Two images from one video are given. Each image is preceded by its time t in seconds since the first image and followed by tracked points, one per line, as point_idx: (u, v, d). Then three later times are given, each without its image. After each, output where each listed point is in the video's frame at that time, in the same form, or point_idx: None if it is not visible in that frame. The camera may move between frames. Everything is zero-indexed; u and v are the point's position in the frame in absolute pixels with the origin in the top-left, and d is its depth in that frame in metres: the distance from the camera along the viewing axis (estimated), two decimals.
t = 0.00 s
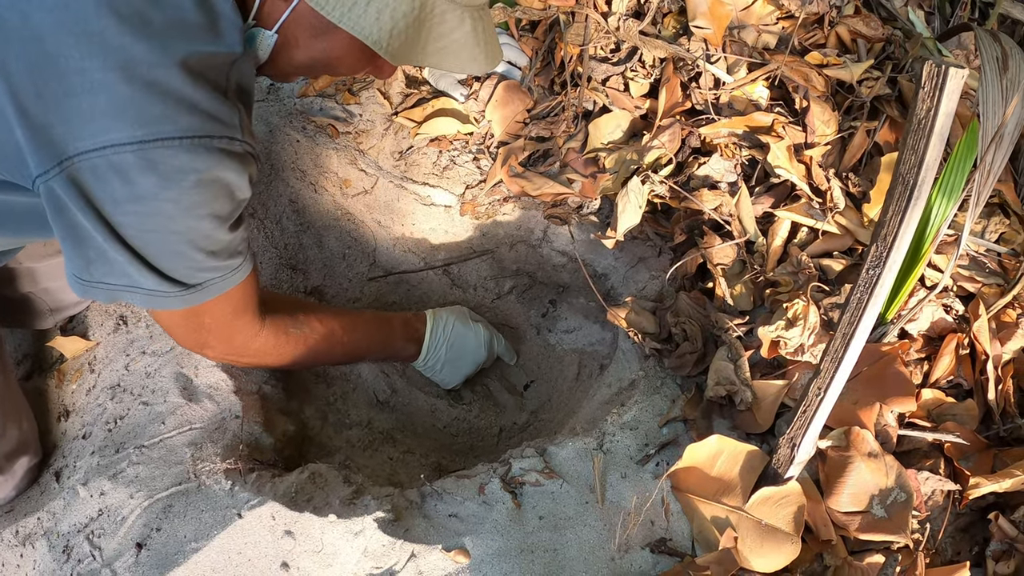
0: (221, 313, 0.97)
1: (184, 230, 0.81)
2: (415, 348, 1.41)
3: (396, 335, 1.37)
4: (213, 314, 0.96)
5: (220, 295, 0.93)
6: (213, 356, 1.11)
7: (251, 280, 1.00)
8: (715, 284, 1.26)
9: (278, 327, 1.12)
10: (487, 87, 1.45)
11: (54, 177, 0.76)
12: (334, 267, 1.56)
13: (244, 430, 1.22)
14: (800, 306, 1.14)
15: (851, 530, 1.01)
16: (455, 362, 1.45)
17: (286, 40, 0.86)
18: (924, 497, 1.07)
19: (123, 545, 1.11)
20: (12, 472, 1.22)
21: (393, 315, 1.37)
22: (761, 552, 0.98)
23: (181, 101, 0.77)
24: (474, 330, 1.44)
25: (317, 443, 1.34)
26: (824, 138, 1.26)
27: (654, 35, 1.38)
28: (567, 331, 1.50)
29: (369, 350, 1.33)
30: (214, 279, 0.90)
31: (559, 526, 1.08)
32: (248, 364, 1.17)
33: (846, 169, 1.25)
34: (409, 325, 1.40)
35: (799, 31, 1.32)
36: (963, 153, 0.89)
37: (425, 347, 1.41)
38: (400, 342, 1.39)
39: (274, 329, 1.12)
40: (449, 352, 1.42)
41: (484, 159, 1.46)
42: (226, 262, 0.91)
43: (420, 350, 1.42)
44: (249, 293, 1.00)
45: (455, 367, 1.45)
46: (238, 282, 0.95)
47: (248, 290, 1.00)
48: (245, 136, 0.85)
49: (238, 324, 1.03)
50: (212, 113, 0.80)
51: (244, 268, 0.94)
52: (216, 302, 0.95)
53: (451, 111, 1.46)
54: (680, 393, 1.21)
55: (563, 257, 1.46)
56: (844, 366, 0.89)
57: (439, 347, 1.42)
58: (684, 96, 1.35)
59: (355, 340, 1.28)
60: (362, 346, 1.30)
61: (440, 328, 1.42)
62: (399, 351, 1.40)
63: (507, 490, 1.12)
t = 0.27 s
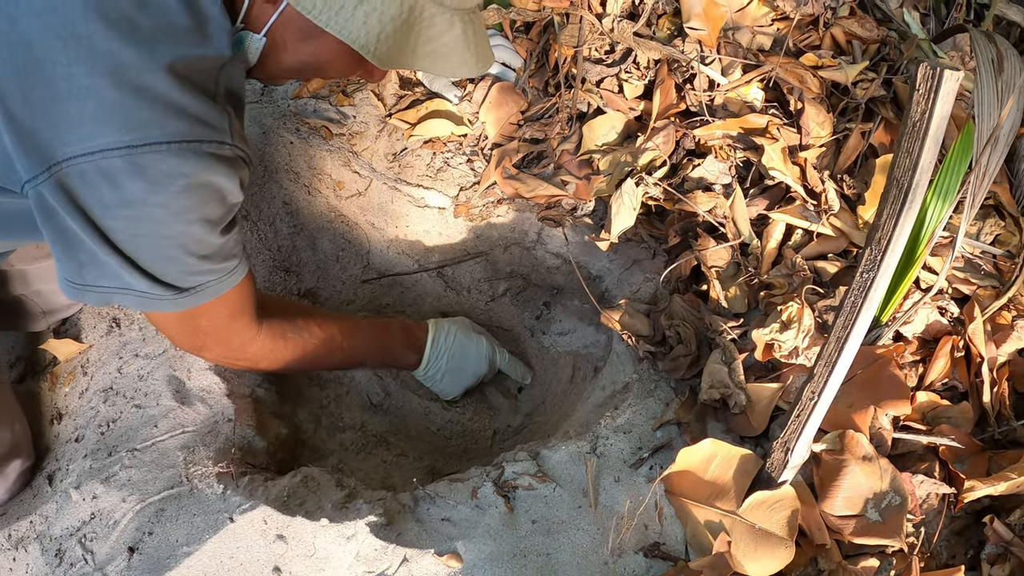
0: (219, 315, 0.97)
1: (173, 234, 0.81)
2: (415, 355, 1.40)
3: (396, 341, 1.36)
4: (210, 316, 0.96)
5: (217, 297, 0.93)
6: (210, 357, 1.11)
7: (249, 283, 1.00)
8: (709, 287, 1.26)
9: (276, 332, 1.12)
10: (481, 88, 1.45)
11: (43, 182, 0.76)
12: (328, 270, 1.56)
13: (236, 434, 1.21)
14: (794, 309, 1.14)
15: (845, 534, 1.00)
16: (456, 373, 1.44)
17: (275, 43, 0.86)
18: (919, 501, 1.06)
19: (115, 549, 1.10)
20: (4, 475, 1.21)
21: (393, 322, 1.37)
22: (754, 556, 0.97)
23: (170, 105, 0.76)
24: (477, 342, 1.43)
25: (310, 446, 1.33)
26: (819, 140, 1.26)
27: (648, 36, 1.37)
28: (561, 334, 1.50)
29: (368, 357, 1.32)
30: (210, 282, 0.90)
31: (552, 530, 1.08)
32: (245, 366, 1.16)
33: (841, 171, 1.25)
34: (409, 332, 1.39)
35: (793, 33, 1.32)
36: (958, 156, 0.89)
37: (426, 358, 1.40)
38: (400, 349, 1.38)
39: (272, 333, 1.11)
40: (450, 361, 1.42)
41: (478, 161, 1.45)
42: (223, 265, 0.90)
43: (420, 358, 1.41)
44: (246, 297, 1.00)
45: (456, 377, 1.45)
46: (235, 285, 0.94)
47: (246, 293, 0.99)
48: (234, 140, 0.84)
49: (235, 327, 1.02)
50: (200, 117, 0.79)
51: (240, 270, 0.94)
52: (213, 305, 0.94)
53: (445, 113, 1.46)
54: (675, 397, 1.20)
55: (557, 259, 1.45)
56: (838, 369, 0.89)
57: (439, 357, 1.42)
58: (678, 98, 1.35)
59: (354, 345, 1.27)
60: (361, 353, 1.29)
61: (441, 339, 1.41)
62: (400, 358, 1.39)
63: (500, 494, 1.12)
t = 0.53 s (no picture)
0: (208, 314, 0.96)
1: (165, 233, 0.80)
2: (406, 356, 1.40)
3: (387, 342, 1.36)
4: (199, 316, 0.95)
5: (207, 296, 0.92)
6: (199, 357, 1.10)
7: (238, 282, 0.99)
8: (706, 286, 1.26)
9: (265, 332, 1.11)
10: (477, 88, 1.45)
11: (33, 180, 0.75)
12: (323, 271, 1.54)
13: (230, 435, 1.20)
14: (791, 308, 1.14)
15: (843, 534, 1.00)
16: (446, 373, 1.44)
17: (267, 39, 0.85)
18: (916, 501, 1.06)
19: (109, 551, 1.09)
20: None
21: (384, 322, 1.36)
22: (752, 557, 0.97)
23: (162, 102, 0.76)
24: (468, 344, 1.43)
25: (305, 447, 1.33)
26: (815, 139, 1.25)
27: (644, 36, 1.37)
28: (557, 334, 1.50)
29: (359, 358, 1.31)
30: (200, 281, 0.89)
31: (548, 531, 1.07)
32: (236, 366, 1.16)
33: (837, 171, 1.25)
34: (401, 333, 1.39)
35: (789, 32, 1.31)
36: (955, 155, 0.88)
37: (416, 359, 1.40)
38: (391, 350, 1.37)
39: (261, 332, 1.10)
40: (440, 361, 1.42)
41: (473, 161, 1.45)
42: (211, 264, 0.89)
43: (411, 358, 1.41)
44: (235, 296, 0.99)
45: (446, 378, 1.45)
46: (224, 285, 0.93)
47: (235, 292, 0.98)
48: (226, 138, 0.84)
49: (224, 327, 1.02)
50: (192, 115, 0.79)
51: (230, 269, 0.93)
52: (202, 305, 0.93)
53: (440, 113, 1.46)
54: (671, 397, 1.20)
55: (552, 259, 1.45)
56: (836, 369, 0.88)
57: (430, 359, 1.41)
58: (674, 97, 1.34)
59: (345, 345, 1.26)
60: (353, 354, 1.29)
61: (433, 341, 1.41)
62: (392, 359, 1.38)
63: (495, 494, 1.11)
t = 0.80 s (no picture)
0: (198, 315, 0.96)
1: (151, 235, 0.80)
2: (398, 355, 1.39)
3: (379, 341, 1.35)
4: (189, 317, 0.95)
5: (197, 298, 0.92)
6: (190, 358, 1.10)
7: (228, 284, 0.99)
8: (696, 288, 1.25)
9: (257, 331, 1.11)
10: (468, 90, 1.44)
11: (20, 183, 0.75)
12: (314, 272, 1.54)
13: (220, 438, 1.20)
14: (781, 311, 1.14)
15: (832, 537, 0.99)
16: (438, 373, 1.43)
17: (253, 42, 0.84)
18: (907, 503, 1.05)
19: (99, 554, 1.09)
20: None
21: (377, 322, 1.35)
22: (740, 560, 0.97)
23: (147, 104, 0.75)
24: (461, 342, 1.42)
25: (295, 450, 1.32)
26: (807, 140, 1.25)
27: (636, 36, 1.36)
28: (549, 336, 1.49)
29: (351, 357, 1.31)
30: (189, 283, 0.89)
31: (537, 535, 1.07)
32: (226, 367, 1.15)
33: (829, 171, 1.24)
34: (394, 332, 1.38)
35: (781, 33, 1.31)
36: (948, 154, 0.87)
37: (407, 359, 1.38)
38: (383, 349, 1.36)
39: (252, 332, 1.10)
40: (433, 360, 1.41)
41: (464, 163, 1.45)
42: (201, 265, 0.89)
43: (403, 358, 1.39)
44: (225, 296, 0.99)
45: (437, 377, 1.44)
46: (213, 286, 0.93)
47: (225, 294, 0.98)
48: (212, 139, 0.83)
49: (215, 328, 1.01)
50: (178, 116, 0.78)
51: (220, 270, 0.93)
52: (192, 306, 0.93)
53: (431, 114, 1.45)
54: (661, 399, 1.19)
55: (543, 261, 1.44)
56: (826, 372, 0.88)
57: (421, 359, 1.40)
58: (665, 98, 1.34)
59: (336, 344, 1.26)
60: (345, 352, 1.29)
61: (425, 337, 1.40)
62: (384, 358, 1.38)
63: (484, 498, 1.11)
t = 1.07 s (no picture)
0: (191, 311, 0.94)
1: (148, 229, 0.79)
2: (395, 356, 1.37)
3: (376, 343, 1.33)
4: (181, 313, 0.93)
5: (189, 295, 0.90)
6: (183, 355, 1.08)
7: (223, 282, 0.98)
8: (701, 285, 1.25)
9: (252, 330, 1.09)
10: (469, 87, 1.44)
11: (17, 173, 0.74)
12: (315, 271, 1.53)
13: (221, 437, 1.19)
14: (787, 306, 1.13)
15: (842, 533, 0.99)
16: (436, 375, 1.42)
17: (256, 31, 0.84)
18: (916, 499, 1.05)
19: (98, 554, 1.07)
20: None
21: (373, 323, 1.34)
22: (751, 557, 0.95)
23: (146, 94, 0.74)
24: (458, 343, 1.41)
25: (296, 450, 1.31)
26: (810, 136, 1.25)
27: (638, 33, 1.36)
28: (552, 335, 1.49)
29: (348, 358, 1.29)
30: (183, 278, 0.87)
31: (544, 533, 1.06)
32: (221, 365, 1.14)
33: (833, 167, 1.24)
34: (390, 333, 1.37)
35: (784, 30, 1.30)
36: (952, 150, 0.82)
37: (405, 361, 1.38)
38: (380, 351, 1.35)
39: (247, 331, 1.08)
40: (430, 361, 1.40)
41: (466, 160, 1.45)
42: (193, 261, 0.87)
43: (400, 360, 1.39)
44: (219, 294, 0.97)
45: (435, 380, 1.43)
46: (210, 281, 0.92)
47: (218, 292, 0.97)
48: (211, 131, 0.82)
49: (208, 325, 1.00)
50: (177, 108, 0.77)
51: (215, 266, 0.91)
52: (183, 302, 0.91)
53: (432, 112, 1.44)
54: (666, 396, 1.19)
55: (546, 258, 1.44)
56: (835, 366, 0.87)
57: (419, 360, 1.39)
58: (668, 95, 1.34)
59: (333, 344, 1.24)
60: (342, 353, 1.27)
61: (422, 342, 1.40)
62: (381, 360, 1.36)
63: (490, 496, 1.09)
